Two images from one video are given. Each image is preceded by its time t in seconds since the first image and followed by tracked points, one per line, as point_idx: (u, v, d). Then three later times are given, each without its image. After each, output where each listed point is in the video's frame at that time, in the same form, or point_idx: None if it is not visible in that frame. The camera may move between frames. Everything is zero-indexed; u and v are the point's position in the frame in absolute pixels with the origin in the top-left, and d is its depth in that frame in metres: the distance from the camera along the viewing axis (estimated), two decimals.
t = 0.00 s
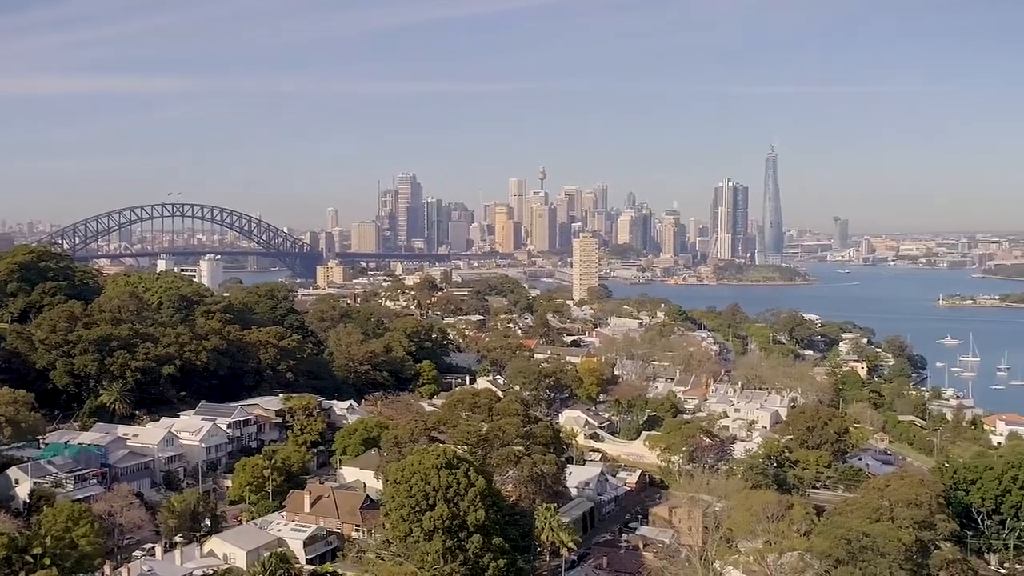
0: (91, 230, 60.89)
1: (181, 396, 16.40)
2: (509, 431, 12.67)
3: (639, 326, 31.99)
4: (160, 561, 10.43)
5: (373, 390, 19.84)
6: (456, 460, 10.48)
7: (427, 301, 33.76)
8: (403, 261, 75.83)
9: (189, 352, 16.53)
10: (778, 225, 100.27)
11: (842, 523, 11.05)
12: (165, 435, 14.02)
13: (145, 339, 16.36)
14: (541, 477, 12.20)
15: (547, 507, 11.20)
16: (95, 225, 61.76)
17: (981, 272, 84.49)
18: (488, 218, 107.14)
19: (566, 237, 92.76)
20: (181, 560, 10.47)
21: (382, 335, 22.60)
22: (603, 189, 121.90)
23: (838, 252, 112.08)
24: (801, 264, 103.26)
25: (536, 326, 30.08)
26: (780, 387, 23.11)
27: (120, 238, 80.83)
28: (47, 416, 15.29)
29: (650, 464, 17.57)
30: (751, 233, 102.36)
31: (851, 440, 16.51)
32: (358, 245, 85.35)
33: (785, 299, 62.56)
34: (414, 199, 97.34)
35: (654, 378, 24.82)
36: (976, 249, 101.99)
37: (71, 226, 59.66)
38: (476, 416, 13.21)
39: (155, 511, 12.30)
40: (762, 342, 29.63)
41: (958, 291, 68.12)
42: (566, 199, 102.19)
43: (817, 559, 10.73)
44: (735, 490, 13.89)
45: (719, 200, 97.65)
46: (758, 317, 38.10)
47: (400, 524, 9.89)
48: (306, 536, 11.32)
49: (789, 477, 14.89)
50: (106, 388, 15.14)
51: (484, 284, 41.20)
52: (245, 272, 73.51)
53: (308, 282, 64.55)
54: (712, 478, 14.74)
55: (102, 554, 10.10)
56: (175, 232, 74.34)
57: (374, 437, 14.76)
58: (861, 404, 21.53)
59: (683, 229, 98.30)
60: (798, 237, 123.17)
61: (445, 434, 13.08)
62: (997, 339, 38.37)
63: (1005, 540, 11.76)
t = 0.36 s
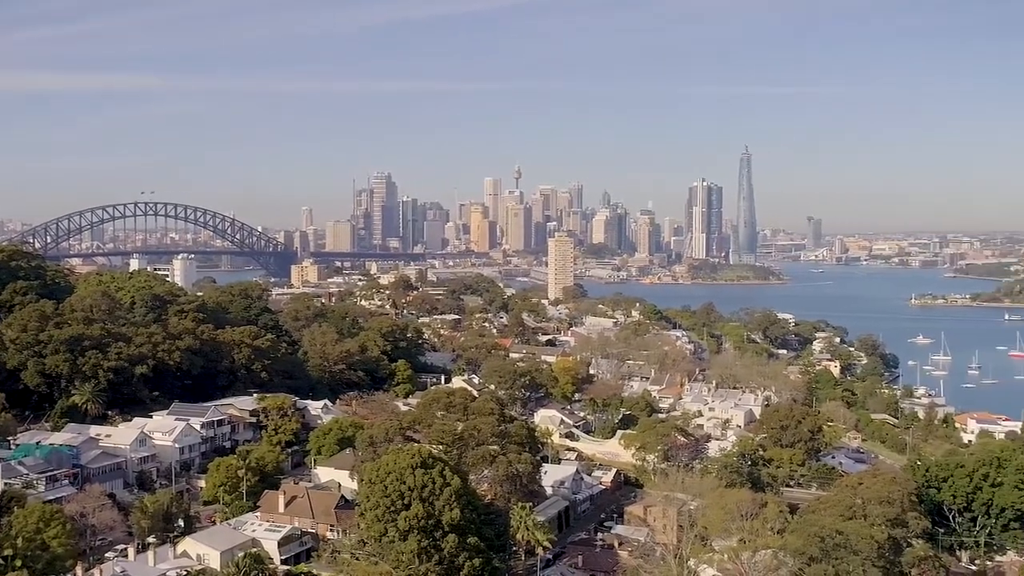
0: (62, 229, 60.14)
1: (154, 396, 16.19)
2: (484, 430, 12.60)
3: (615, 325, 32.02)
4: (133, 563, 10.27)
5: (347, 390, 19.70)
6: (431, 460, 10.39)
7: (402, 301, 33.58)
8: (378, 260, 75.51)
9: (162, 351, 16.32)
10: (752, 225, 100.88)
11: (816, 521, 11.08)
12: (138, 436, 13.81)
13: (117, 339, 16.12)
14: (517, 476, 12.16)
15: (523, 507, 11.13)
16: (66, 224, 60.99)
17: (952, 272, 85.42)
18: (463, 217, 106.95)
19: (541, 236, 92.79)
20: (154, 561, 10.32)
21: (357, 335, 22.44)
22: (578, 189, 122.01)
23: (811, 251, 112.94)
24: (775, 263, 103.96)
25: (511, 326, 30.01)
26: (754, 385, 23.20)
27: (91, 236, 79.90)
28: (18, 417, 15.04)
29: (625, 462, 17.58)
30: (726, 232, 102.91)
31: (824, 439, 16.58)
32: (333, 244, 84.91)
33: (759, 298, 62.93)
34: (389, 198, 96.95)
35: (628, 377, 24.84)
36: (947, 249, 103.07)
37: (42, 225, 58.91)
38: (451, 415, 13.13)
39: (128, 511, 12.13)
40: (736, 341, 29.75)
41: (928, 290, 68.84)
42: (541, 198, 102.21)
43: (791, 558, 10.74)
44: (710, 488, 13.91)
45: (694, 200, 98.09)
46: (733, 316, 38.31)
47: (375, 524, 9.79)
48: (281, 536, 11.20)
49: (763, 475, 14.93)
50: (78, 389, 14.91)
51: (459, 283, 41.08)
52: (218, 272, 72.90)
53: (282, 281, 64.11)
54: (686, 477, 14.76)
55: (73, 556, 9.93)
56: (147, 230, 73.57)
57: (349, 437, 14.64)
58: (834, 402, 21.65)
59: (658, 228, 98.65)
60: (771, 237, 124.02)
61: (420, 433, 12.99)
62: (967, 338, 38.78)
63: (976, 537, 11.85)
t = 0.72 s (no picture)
0: (31, 228, 59.39)
1: (125, 396, 15.99)
2: (458, 429, 12.55)
3: (589, 325, 32.07)
4: (104, 565, 10.11)
5: (321, 390, 19.57)
6: (405, 459, 10.32)
7: (375, 300, 33.44)
8: (352, 260, 75.16)
9: (134, 351, 16.11)
10: (725, 225, 101.53)
11: (788, 519, 11.12)
12: (108, 437, 13.62)
13: (88, 339, 15.89)
14: (491, 476, 12.13)
15: (497, 506, 11.08)
16: (36, 223, 60.25)
17: (922, 272, 86.38)
18: (437, 216, 106.73)
19: (516, 235, 92.79)
20: (126, 562, 10.15)
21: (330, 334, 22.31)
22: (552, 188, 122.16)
23: (784, 251, 113.77)
24: (747, 263, 104.63)
25: (485, 326, 29.95)
26: (727, 384, 23.31)
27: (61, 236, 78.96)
28: None
29: (599, 462, 17.58)
30: (699, 232, 103.47)
31: (797, 437, 16.69)
32: (306, 243, 84.44)
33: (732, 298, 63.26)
34: (362, 198, 96.54)
35: (602, 377, 24.88)
36: (917, 249, 104.25)
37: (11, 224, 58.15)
38: (425, 414, 13.06)
39: (99, 513, 11.96)
40: (709, 341, 29.89)
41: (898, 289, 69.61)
42: (515, 198, 102.21)
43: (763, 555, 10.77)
44: (683, 487, 13.95)
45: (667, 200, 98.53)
46: (706, 316, 38.49)
47: (348, 524, 9.70)
48: (253, 537, 11.09)
49: (736, 474, 14.97)
50: (48, 389, 14.69)
51: (433, 283, 40.95)
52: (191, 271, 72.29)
53: (255, 280, 63.68)
54: (660, 475, 14.79)
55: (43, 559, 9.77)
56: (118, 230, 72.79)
57: (323, 437, 14.53)
58: (806, 401, 21.82)
59: (632, 227, 98.98)
60: (744, 237, 124.89)
61: (394, 433, 12.91)
62: (937, 337, 39.20)
63: (946, 533, 11.96)
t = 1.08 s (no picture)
0: None
1: (91, 397, 15.73)
2: (428, 429, 12.47)
3: (559, 324, 32.09)
4: (69, 567, 9.92)
5: (290, 390, 19.38)
6: (375, 459, 10.22)
7: (345, 300, 33.23)
8: (322, 259, 74.69)
9: (100, 351, 15.86)
10: (695, 224, 102.13)
11: (757, 517, 11.15)
12: (75, 437, 13.38)
13: (52, 339, 15.61)
14: (461, 475, 12.06)
15: (467, 506, 11.03)
16: None
17: (888, 271, 87.35)
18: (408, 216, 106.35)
19: (486, 235, 92.72)
20: (92, 564, 9.95)
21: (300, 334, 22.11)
22: (523, 188, 122.14)
23: (752, 250, 114.59)
24: (717, 263, 105.28)
25: (455, 325, 29.86)
26: (696, 383, 23.39)
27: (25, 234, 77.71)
28: None
29: (569, 460, 17.57)
30: (669, 232, 103.99)
31: (765, 435, 16.78)
32: (275, 242, 83.78)
33: (702, 297, 63.57)
34: (332, 197, 95.97)
35: (572, 376, 24.88)
36: (884, 248, 105.49)
37: None
38: (394, 414, 12.97)
39: (65, 515, 11.74)
40: (679, 340, 30.02)
41: (866, 289, 70.38)
42: (486, 197, 102.13)
43: (732, 553, 10.79)
44: (652, 486, 13.98)
45: (638, 199, 98.94)
46: (676, 315, 38.63)
47: (318, 524, 9.60)
48: (222, 538, 10.93)
49: (705, 472, 15.01)
50: (12, 390, 14.42)
51: (404, 282, 40.75)
52: (158, 271, 71.49)
53: (224, 279, 63.09)
54: (629, 474, 14.81)
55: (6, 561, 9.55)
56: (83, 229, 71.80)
57: (292, 437, 14.38)
58: (774, 399, 21.97)
59: (602, 227, 99.23)
60: (713, 237, 125.73)
61: (364, 432, 12.80)
62: (903, 336, 39.63)
63: (912, 531, 12.07)
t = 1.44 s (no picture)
0: None
1: (54, 398, 15.43)
2: (396, 429, 12.34)
3: (527, 323, 32.08)
4: (32, 570, 9.67)
5: (257, 390, 19.15)
6: (342, 459, 10.09)
7: (312, 299, 32.95)
8: (289, 258, 74.08)
9: (63, 351, 15.54)
10: (662, 224, 102.67)
11: (725, 515, 11.15)
12: (38, 438, 13.10)
13: (14, 338, 15.28)
14: (429, 475, 11.96)
15: (435, 505, 10.92)
16: None
17: (852, 271, 88.30)
18: (376, 215, 105.81)
19: (454, 234, 92.53)
20: (55, 567, 9.72)
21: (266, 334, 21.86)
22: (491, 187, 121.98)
23: (719, 250, 115.36)
24: (684, 262, 105.84)
25: (423, 325, 29.72)
26: (664, 382, 23.46)
27: None
28: None
29: (537, 459, 17.51)
30: (636, 231, 104.45)
31: (732, 434, 16.84)
32: (242, 241, 82.97)
33: (669, 296, 63.85)
34: (299, 196, 95.21)
35: (541, 375, 24.85)
36: (848, 248, 106.70)
37: None
38: (362, 413, 12.83)
39: (28, 517, 11.48)
40: (646, 339, 30.13)
41: (830, 288, 71.10)
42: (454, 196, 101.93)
43: (699, 551, 10.79)
44: (621, 484, 13.97)
45: (605, 199, 99.27)
46: (643, 314, 38.74)
47: (285, 525, 9.44)
48: (187, 539, 10.73)
49: (673, 470, 15.02)
50: None
51: (372, 281, 40.51)
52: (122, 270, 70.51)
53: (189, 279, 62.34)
54: (597, 473, 14.78)
55: None
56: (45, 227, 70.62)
57: (258, 438, 14.19)
58: (740, 398, 22.09)
59: (570, 226, 99.43)
60: (680, 236, 126.49)
61: (331, 433, 12.64)
62: (867, 335, 40.07)
63: (877, 528, 12.16)
